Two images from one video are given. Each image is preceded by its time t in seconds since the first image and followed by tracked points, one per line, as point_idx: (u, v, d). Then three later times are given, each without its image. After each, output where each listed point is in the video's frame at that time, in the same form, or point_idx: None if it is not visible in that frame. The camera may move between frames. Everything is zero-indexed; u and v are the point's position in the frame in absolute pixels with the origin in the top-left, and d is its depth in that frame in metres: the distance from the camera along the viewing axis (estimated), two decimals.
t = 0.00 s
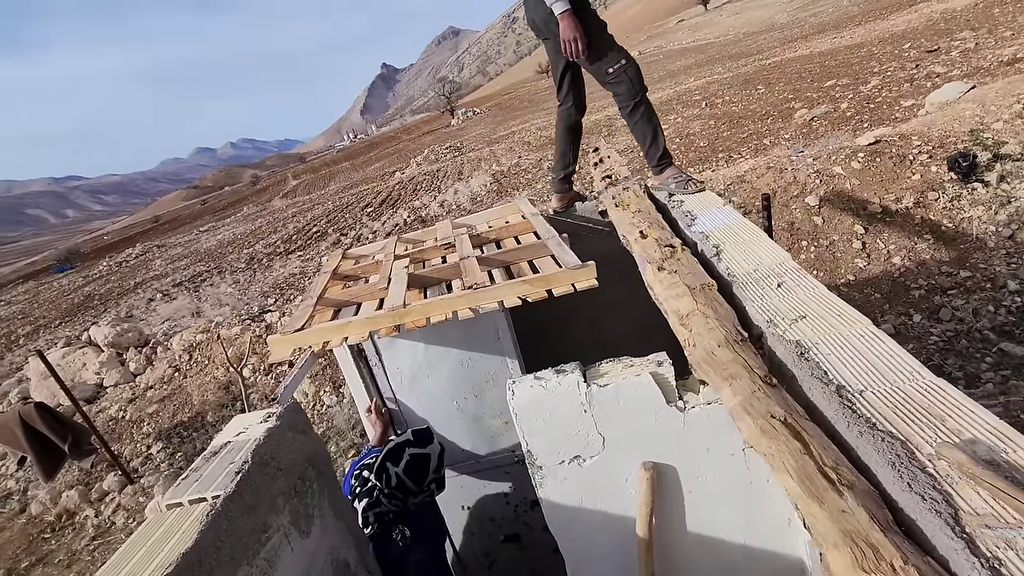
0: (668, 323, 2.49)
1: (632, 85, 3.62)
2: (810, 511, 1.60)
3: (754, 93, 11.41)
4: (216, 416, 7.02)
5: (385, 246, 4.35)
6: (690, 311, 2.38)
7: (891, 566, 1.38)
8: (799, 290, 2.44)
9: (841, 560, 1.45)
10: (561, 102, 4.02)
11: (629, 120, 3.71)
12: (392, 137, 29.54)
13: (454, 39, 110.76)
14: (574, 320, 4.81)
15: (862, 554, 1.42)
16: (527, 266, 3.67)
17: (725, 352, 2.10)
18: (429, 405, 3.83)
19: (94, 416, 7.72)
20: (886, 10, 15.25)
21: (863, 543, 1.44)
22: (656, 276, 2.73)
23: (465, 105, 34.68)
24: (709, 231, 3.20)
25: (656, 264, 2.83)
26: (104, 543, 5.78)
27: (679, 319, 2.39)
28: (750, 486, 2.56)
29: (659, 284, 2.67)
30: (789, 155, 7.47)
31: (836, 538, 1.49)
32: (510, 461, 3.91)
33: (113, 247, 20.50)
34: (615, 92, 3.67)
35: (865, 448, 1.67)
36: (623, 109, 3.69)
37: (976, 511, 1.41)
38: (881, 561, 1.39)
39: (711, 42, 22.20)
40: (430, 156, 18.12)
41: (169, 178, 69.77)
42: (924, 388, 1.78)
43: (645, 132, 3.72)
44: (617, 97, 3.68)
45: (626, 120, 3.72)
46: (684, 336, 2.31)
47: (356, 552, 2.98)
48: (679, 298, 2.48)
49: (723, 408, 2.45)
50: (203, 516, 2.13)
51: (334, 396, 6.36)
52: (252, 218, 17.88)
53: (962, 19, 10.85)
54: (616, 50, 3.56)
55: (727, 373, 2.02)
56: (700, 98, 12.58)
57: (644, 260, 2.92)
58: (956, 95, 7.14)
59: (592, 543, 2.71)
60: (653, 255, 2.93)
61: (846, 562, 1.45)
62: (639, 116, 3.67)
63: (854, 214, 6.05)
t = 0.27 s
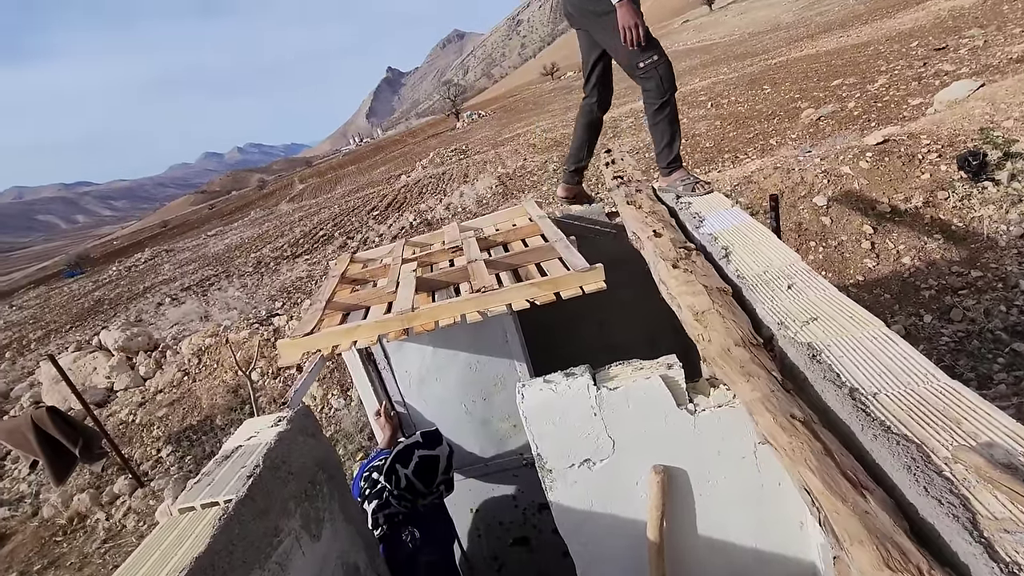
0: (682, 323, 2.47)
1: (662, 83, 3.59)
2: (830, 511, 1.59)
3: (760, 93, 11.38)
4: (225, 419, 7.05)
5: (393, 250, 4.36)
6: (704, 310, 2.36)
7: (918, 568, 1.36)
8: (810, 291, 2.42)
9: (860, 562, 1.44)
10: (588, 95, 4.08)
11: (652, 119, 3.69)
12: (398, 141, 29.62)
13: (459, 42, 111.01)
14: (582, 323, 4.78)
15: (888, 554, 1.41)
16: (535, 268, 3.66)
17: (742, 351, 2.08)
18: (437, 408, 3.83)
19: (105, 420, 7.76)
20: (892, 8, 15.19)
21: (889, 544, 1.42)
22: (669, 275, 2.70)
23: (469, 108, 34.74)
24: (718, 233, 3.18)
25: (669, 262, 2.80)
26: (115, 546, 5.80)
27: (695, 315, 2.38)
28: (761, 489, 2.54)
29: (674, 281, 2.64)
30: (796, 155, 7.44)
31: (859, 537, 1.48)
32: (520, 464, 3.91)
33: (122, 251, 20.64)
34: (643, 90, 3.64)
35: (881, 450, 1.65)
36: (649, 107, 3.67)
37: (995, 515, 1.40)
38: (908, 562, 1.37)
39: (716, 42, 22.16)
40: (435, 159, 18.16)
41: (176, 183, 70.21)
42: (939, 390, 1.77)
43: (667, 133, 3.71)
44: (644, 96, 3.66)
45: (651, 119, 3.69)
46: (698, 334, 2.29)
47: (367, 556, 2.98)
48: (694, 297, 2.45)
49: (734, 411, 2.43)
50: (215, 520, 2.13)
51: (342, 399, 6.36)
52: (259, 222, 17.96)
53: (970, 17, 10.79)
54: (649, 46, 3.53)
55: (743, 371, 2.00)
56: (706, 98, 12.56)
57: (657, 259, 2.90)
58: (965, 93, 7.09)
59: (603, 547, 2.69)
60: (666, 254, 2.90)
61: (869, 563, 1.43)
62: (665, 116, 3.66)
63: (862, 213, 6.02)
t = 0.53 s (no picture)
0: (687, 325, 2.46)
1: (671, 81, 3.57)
2: (835, 514, 1.58)
3: (768, 92, 11.32)
4: (233, 419, 7.08)
5: (399, 250, 4.36)
6: (709, 311, 2.34)
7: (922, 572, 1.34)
8: (818, 290, 2.40)
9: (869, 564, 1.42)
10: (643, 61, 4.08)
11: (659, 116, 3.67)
12: (404, 142, 29.66)
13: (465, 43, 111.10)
14: (588, 323, 4.76)
15: (893, 560, 1.40)
16: (542, 268, 3.65)
17: (745, 353, 2.06)
18: (444, 408, 3.83)
19: (115, 420, 7.81)
20: (901, 5, 15.08)
21: (893, 547, 1.41)
22: (674, 277, 2.69)
23: (476, 108, 34.75)
24: (725, 232, 3.16)
25: (674, 263, 2.79)
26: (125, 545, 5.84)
27: (698, 319, 2.36)
28: (770, 490, 2.52)
29: (678, 283, 2.63)
30: (804, 154, 7.40)
31: (864, 540, 1.47)
32: (527, 464, 3.89)
33: (132, 253, 20.77)
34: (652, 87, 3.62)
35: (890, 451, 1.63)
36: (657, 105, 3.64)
37: (1008, 515, 1.37)
38: (912, 566, 1.36)
39: (723, 41, 22.07)
40: (442, 159, 18.17)
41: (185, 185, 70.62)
42: (950, 390, 1.74)
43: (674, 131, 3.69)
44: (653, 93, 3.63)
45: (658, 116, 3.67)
46: (703, 336, 2.28)
47: (374, 555, 2.98)
48: (698, 299, 2.44)
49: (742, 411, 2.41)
50: (224, 519, 2.13)
51: (350, 399, 6.36)
52: (267, 224, 18.02)
53: (980, 13, 10.69)
54: (662, 43, 3.50)
55: (748, 373, 1.99)
56: (713, 97, 12.50)
57: (661, 261, 2.88)
58: (976, 90, 7.02)
59: (610, 548, 2.67)
60: (670, 256, 2.89)
61: (875, 566, 1.42)
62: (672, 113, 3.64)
63: (872, 212, 5.97)
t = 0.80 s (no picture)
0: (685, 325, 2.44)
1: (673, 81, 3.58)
2: (835, 516, 1.57)
3: (771, 90, 11.28)
4: (236, 419, 7.08)
5: (400, 250, 4.35)
6: (707, 312, 2.33)
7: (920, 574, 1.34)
8: (820, 289, 2.38)
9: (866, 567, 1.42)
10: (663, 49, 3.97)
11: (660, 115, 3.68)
12: (407, 142, 29.67)
13: (468, 43, 111.12)
14: (589, 323, 4.75)
15: (891, 562, 1.39)
16: (542, 268, 3.63)
17: (744, 354, 2.04)
18: (445, 409, 3.81)
19: (119, 420, 7.83)
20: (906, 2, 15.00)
21: (891, 549, 1.41)
22: (673, 278, 2.68)
23: (479, 108, 34.74)
24: (726, 231, 3.14)
25: (673, 264, 2.77)
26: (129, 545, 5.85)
27: (697, 320, 2.34)
28: (771, 491, 2.51)
29: (677, 284, 2.62)
30: (807, 152, 7.37)
31: (863, 543, 1.46)
32: (528, 465, 3.88)
33: (136, 254, 20.83)
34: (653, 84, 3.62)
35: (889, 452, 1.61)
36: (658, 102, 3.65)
37: (1011, 516, 1.35)
38: (910, 567, 1.36)
39: (727, 40, 22.01)
40: (445, 159, 18.17)
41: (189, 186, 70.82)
42: (952, 390, 1.72)
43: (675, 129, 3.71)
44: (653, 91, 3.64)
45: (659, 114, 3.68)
46: (703, 338, 2.26)
47: (373, 556, 2.98)
48: (697, 300, 2.42)
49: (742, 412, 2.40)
50: (221, 519, 2.13)
51: (352, 399, 6.35)
52: (271, 224, 18.05)
53: (985, 10, 10.63)
54: (664, 41, 3.48)
55: (748, 373, 1.98)
56: (717, 96, 12.46)
57: (661, 261, 2.87)
58: (980, 88, 6.98)
59: (611, 549, 2.66)
60: (670, 256, 2.88)
61: (875, 569, 1.42)
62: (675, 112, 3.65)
63: (876, 211, 5.93)
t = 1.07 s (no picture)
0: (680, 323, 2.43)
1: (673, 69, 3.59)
2: (826, 515, 1.57)
3: (772, 88, 11.25)
4: (237, 419, 7.08)
5: (398, 248, 4.34)
6: (702, 310, 2.32)
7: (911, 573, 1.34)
8: (816, 286, 2.36)
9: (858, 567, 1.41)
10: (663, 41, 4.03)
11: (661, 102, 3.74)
12: (408, 140, 29.61)
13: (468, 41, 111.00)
14: (587, 321, 4.74)
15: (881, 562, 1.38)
16: (539, 266, 3.62)
17: (738, 352, 2.03)
18: (442, 407, 3.80)
19: (120, 420, 7.82)
20: None
21: (881, 549, 1.41)
22: (668, 276, 2.67)
23: (479, 106, 34.69)
24: (723, 228, 3.12)
25: (668, 262, 2.76)
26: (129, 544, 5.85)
27: (692, 319, 2.33)
28: (769, 488, 2.49)
29: (672, 283, 2.61)
30: (807, 149, 7.35)
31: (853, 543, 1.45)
32: (526, 463, 3.86)
33: (137, 254, 20.80)
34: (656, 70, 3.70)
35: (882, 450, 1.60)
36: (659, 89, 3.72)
37: (1005, 514, 1.34)
38: (899, 567, 1.36)
39: (727, 37, 21.96)
40: (445, 158, 18.14)
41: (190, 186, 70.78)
42: (948, 386, 1.70)
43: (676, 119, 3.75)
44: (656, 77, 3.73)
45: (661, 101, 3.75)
46: (698, 336, 2.25)
47: (370, 555, 2.97)
48: (691, 298, 2.41)
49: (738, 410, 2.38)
50: (215, 519, 2.12)
51: (351, 398, 6.34)
52: (271, 223, 18.03)
53: (986, 6, 10.60)
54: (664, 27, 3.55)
55: (741, 372, 1.97)
56: (717, 93, 12.43)
57: (656, 259, 2.86)
58: (981, 84, 6.95)
59: (607, 547, 2.65)
60: (665, 254, 2.87)
61: (866, 569, 1.43)
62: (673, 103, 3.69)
63: (876, 208, 5.91)
